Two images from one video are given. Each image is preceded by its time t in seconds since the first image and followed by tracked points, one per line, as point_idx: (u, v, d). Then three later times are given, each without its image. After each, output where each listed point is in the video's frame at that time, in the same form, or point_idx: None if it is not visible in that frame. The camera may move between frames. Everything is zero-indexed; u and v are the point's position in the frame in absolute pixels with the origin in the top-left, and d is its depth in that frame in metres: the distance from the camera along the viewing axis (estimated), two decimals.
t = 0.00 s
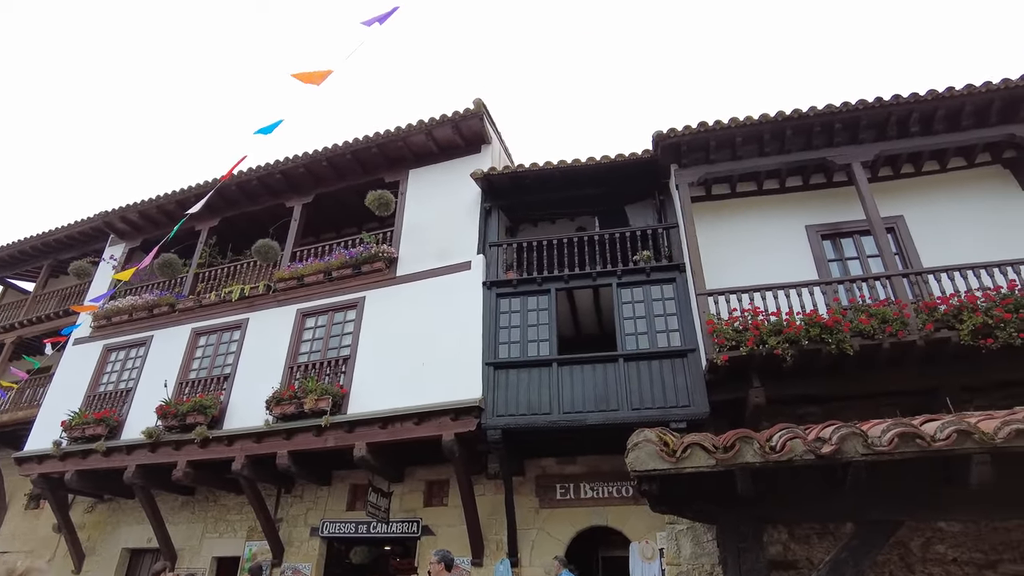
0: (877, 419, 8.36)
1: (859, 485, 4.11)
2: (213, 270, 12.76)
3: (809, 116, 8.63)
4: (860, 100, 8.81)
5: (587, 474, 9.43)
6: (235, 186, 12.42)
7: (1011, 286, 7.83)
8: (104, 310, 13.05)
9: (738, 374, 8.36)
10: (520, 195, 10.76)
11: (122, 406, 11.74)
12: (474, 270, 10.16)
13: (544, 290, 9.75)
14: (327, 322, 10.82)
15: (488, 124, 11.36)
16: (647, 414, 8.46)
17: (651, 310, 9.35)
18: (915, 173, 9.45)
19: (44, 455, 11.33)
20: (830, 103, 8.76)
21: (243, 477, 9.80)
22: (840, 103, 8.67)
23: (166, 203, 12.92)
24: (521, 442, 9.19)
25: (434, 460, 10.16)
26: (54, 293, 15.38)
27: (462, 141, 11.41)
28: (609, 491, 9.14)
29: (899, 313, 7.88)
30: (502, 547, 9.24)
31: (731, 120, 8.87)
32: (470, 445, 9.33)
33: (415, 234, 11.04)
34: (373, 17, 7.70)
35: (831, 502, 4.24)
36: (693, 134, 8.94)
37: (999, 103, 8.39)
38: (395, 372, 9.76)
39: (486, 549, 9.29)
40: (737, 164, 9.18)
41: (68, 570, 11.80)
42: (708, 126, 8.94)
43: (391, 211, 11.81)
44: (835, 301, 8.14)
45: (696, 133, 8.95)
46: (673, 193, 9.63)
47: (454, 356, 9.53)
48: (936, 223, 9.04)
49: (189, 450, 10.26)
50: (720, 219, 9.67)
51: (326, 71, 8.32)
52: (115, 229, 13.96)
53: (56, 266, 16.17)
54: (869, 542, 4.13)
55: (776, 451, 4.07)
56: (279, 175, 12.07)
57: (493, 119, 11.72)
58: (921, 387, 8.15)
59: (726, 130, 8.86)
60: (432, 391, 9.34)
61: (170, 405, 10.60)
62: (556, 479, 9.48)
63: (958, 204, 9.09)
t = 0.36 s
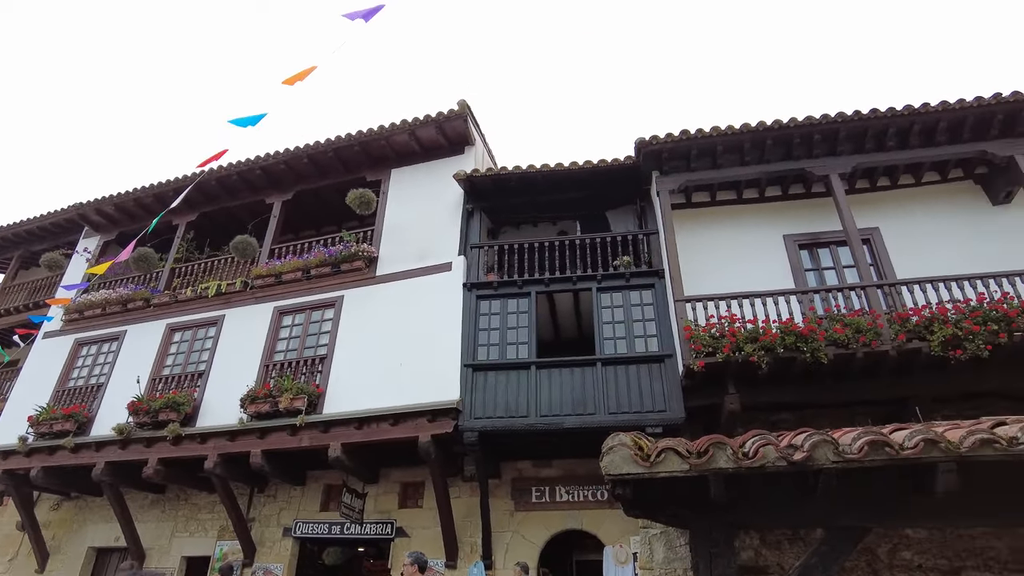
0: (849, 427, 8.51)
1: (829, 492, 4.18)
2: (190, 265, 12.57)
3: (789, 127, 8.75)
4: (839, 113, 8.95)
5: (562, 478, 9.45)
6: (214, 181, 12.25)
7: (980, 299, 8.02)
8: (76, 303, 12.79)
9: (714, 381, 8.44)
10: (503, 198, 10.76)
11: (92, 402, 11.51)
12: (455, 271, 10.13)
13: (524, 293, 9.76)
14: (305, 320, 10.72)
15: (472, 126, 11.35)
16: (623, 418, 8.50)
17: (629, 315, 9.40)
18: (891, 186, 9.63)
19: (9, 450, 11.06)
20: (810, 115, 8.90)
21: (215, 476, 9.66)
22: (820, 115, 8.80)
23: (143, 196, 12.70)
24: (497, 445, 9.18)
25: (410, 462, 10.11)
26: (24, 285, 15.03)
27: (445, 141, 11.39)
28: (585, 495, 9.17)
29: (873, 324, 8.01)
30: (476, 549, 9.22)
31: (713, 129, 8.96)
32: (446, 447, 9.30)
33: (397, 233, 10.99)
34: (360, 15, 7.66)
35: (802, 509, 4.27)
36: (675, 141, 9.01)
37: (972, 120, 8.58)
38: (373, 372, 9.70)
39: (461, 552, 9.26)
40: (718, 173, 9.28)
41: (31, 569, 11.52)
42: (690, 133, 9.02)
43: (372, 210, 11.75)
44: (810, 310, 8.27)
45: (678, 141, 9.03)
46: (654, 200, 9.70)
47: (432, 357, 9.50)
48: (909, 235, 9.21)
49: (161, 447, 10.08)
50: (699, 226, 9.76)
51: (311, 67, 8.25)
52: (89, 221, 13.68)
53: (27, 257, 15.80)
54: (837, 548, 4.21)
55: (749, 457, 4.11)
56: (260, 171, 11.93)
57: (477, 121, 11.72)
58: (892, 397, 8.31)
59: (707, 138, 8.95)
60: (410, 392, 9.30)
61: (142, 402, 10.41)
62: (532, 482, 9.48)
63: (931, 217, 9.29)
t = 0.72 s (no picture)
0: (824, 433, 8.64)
1: (802, 497, 4.23)
2: (168, 259, 12.39)
3: (771, 136, 8.84)
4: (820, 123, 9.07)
5: (540, 479, 9.46)
6: (194, 174, 12.08)
7: (953, 310, 8.18)
8: (50, 296, 12.54)
9: (692, 385, 8.51)
10: (487, 199, 10.75)
11: (64, 396, 11.30)
12: (437, 271, 10.10)
13: (506, 295, 9.76)
14: (283, 317, 10.61)
15: (457, 126, 11.32)
16: (602, 421, 8.53)
17: (610, 318, 9.44)
18: (869, 197, 9.77)
19: None
20: (793, 125, 9.00)
21: (189, 473, 9.51)
22: (802, 125, 8.91)
23: (121, 187, 12.48)
24: (476, 446, 9.16)
25: (387, 462, 10.05)
26: None
27: (430, 140, 11.35)
28: (563, 497, 9.20)
29: (849, 332, 8.12)
30: (452, 550, 9.20)
31: (697, 136, 9.03)
32: (425, 447, 9.27)
33: (379, 232, 10.93)
34: (347, 12, 7.60)
35: (775, 513, 4.33)
36: (659, 147, 9.08)
37: (948, 134, 8.76)
38: (352, 371, 9.63)
39: (437, 552, 9.23)
40: (700, 179, 9.35)
41: None
42: (674, 140, 9.08)
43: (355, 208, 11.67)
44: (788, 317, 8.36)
45: (661, 147, 9.09)
46: (637, 205, 9.75)
47: (412, 357, 9.46)
48: (886, 246, 9.36)
49: (134, 443, 9.91)
50: (681, 232, 9.83)
51: (296, 64, 8.17)
52: (64, 212, 13.40)
53: None
54: (809, 552, 4.27)
55: (724, 462, 4.12)
56: (241, 165, 11.79)
57: (462, 121, 11.71)
58: (866, 404, 8.44)
59: (691, 145, 9.03)
60: (388, 392, 9.25)
61: (116, 397, 10.23)
62: (510, 483, 9.47)
63: (908, 228, 9.45)
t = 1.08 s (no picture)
0: (799, 440, 8.76)
1: (775, 502, 4.27)
2: (145, 252, 12.18)
3: (753, 145, 8.94)
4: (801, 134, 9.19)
5: (517, 481, 9.46)
6: (174, 167, 11.90)
7: (925, 320, 8.34)
8: (21, 287, 12.26)
9: (670, 390, 8.57)
10: (470, 200, 10.73)
11: (34, 390, 11.06)
12: (419, 270, 10.06)
13: (487, 296, 9.75)
14: (261, 314, 10.50)
15: (442, 125, 11.29)
16: (580, 424, 8.56)
17: (590, 322, 9.48)
18: (847, 207, 9.93)
19: None
20: (774, 134, 9.11)
21: (162, 470, 9.35)
22: (783, 135, 9.02)
23: (98, 178, 12.25)
24: (453, 447, 9.13)
25: (364, 462, 9.98)
26: None
27: (414, 139, 11.31)
28: (539, 499, 9.20)
29: (825, 340, 8.23)
30: (427, 551, 9.16)
31: (680, 143, 9.11)
32: (402, 447, 9.23)
33: (361, 230, 10.86)
34: (334, 12, 7.56)
35: (749, 518, 4.38)
36: (642, 153, 9.13)
37: (925, 148, 8.94)
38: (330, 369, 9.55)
39: (412, 553, 9.17)
40: (682, 186, 9.42)
41: None
42: (657, 146, 9.15)
43: (337, 205, 11.58)
44: (765, 325, 8.46)
45: (645, 153, 9.15)
46: (619, 210, 9.80)
47: (392, 356, 9.41)
48: (863, 256, 9.50)
49: (105, 439, 9.72)
50: (662, 238, 9.90)
51: (280, 62, 8.09)
52: (39, 202, 13.11)
53: None
54: (780, 557, 4.32)
55: (699, 467, 4.15)
56: (222, 159, 11.64)
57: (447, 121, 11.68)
58: (840, 412, 8.56)
59: (674, 152, 9.10)
60: (367, 391, 9.19)
61: (88, 391, 10.03)
62: (487, 485, 9.46)
63: (884, 239, 9.61)
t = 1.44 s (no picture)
0: (774, 445, 8.86)
1: (749, 507, 4.31)
2: (121, 245, 11.97)
3: (735, 152, 9.03)
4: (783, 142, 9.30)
5: (494, 483, 9.47)
6: (153, 159, 11.71)
7: (900, 329, 8.48)
8: None
9: (648, 393, 8.63)
10: (454, 199, 10.71)
11: (3, 382, 10.81)
12: (400, 269, 10.01)
13: (469, 296, 9.74)
14: (239, 310, 10.39)
15: (427, 124, 11.26)
16: (559, 426, 8.58)
17: (571, 324, 9.50)
18: (826, 216, 10.07)
19: None
20: (757, 142, 9.21)
21: (134, 467, 9.20)
22: (766, 143, 9.13)
23: (75, 168, 12.01)
24: (431, 447, 9.10)
25: (341, 461, 9.91)
26: None
27: (399, 137, 11.26)
28: (516, 501, 9.23)
29: (802, 347, 8.33)
30: (402, 551, 9.11)
31: (663, 148, 9.17)
32: (380, 447, 9.17)
33: (343, 227, 10.78)
34: (318, 8, 7.50)
35: (723, 521, 4.40)
36: (626, 158, 9.18)
37: (902, 160, 9.10)
38: (309, 367, 9.47)
39: (387, 553, 9.11)
40: (664, 192, 9.49)
41: None
42: (641, 151, 9.20)
43: (319, 201, 11.49)
44: (743, 330, 8.55)
45: (628, 157, 9.20)
46: (602, 213, 9.83)
47: (372, 355, 9.35)
48: (841, 265, 9.63)
49: (76, 434, 9.54)
50: (644, 242, 9.95)
51: (264, 57, 8.02)
52: (13, 190, 12.82)
53: None
54: (753, 561, 4.32)
55: (674, 471, 4.18)
56: (203, 152, 11.48)
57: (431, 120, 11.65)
58: (816, 418, 8.67)
59: (657, 157, 9.16)
60: (345, 390, 9.13)
61: (59, 385, 9.83)
62: (464, 486, 9.44)
63: (861, 249, 9.76)
